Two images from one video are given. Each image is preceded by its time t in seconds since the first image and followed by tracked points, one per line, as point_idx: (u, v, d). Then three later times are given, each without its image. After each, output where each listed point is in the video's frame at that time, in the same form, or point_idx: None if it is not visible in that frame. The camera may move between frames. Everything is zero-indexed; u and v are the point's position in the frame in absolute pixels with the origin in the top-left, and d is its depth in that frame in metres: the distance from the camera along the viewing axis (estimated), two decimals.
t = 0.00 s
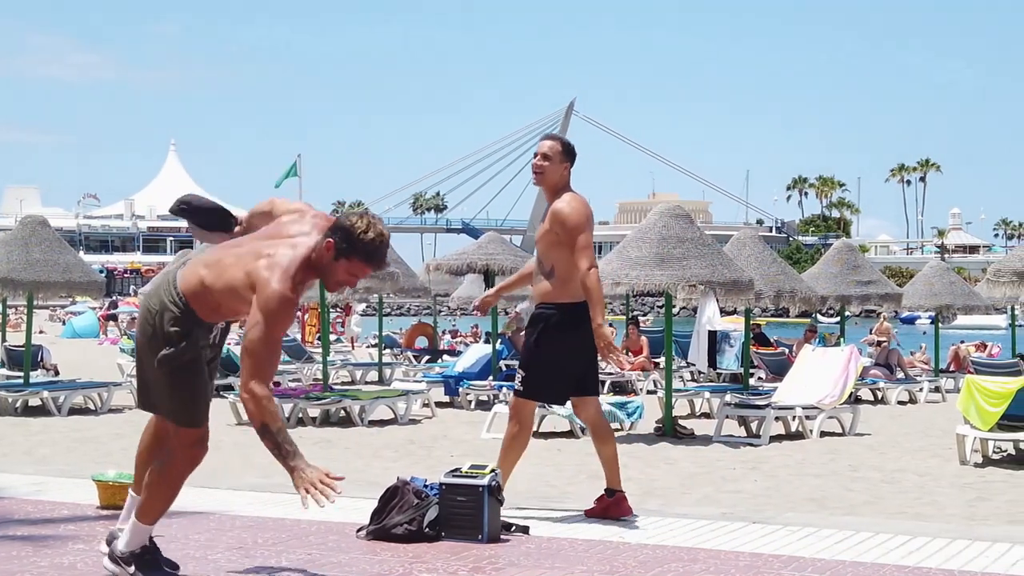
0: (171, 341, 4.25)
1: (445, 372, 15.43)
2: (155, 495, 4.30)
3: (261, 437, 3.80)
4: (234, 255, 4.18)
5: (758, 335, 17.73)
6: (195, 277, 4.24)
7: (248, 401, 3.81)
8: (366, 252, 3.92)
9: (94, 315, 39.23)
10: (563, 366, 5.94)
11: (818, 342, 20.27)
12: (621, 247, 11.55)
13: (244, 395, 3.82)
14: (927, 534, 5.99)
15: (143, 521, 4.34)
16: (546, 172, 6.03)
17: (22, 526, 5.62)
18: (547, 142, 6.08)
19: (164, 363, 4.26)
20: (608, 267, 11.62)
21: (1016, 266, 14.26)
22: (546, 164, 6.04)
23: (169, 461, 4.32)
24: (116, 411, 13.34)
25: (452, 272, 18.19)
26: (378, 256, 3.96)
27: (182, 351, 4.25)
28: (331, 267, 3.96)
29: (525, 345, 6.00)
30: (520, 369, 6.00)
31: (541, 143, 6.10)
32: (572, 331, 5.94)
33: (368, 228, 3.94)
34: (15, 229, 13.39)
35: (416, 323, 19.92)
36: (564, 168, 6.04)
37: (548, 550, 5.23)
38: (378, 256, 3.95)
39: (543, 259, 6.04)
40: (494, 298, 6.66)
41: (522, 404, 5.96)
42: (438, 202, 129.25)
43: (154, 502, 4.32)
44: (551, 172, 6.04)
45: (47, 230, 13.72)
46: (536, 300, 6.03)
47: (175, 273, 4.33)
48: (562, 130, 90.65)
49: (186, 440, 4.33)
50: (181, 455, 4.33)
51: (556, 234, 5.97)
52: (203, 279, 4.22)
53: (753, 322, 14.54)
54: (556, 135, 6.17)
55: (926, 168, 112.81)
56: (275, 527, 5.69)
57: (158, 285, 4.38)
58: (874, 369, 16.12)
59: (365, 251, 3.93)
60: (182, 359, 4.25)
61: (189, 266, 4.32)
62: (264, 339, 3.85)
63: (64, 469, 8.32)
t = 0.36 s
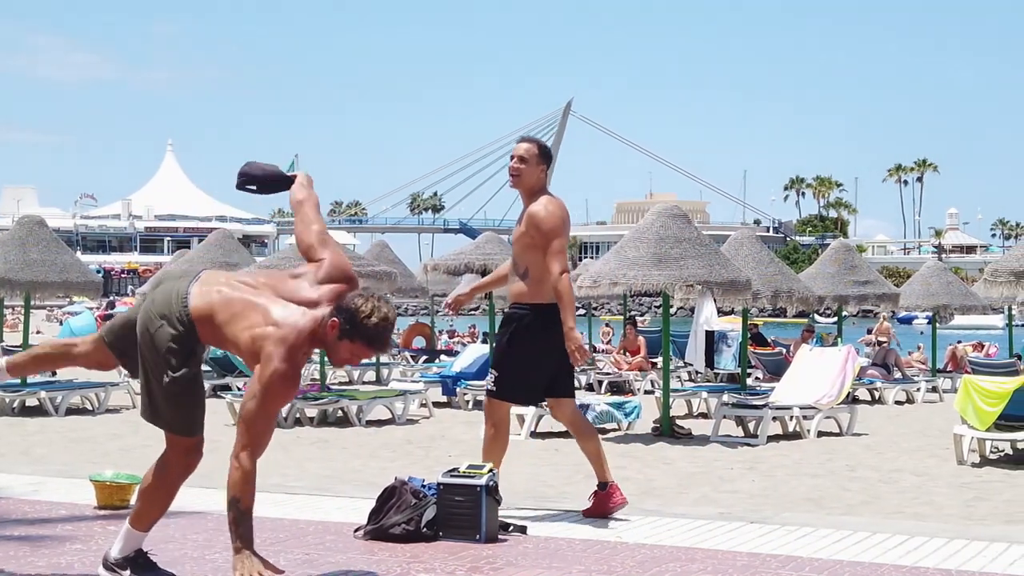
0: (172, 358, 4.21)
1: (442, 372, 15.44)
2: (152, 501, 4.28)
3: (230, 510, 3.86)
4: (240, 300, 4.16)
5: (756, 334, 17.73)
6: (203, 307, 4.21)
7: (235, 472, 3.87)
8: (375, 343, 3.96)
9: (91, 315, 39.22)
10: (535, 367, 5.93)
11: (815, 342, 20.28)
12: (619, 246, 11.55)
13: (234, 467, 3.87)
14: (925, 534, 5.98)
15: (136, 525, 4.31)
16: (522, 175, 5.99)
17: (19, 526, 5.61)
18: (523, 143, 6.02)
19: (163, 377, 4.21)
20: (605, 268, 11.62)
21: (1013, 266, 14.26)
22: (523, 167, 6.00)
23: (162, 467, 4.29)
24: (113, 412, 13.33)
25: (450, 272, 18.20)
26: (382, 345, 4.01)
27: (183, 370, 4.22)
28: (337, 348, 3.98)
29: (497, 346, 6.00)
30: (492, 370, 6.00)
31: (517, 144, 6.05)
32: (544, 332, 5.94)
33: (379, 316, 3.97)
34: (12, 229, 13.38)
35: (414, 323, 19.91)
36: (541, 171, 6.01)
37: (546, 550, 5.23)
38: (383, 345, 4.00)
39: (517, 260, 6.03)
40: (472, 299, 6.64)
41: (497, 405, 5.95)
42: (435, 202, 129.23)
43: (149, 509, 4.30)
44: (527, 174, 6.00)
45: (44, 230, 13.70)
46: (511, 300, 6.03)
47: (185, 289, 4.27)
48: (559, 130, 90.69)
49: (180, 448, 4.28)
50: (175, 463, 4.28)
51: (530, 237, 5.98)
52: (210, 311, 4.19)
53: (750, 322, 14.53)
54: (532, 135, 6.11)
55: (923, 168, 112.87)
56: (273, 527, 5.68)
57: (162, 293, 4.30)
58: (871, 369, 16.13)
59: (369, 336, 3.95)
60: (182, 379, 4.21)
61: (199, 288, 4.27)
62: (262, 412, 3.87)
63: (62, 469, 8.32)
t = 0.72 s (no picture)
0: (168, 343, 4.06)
1: (440, 372, 15.43)
2: (133, 477, 4.28)
3: (197, 542, 3.86)
4: (238, 321, 3.95)
5: (753, 334, 17.74)
6: (205, 309, 3.99)
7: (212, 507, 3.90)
8: (359, 426, 3.74)
9: (89, 315, 39.23)
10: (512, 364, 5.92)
11: (812, 342, 20.29)
12: (617, 246, 11.55)
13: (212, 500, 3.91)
14: (923, 534, 5.97)
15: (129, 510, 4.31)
16: (500, 173, 5.95)
17: (17, 526, 5.60)
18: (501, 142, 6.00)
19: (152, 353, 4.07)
20: (602, 267, 11.62)
21: (1010, 266, 14.25)
22: (501, 165, 5.96)
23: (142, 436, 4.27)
24: (111, 412, 13.33)
25: (447, 271, 18.20)
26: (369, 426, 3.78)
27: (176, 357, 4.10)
28: (319, 414, 3.75)
29: (475, 342, 5.99)
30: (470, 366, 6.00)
31: (496, 143, 6.02)
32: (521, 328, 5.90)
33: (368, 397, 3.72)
34: (10, 229, 13.37)
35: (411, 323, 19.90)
36: (519, 168, 5.96)
37: (544, 550, 5.22)
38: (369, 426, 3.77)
39: (492, 256, 6.04)
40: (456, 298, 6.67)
41: (477, 402, 5.97)
42: (433, 202, 129.29)
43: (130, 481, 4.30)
44: (505, 173, 5.96)
45: (41, 230, 13.69)
46: (487, 295, 6.02)
47: (195, 281, 4.00)
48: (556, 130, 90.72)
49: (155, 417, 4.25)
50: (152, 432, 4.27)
51: (505, 235, 5.94)
52: (209, 317, 3.99)
53: (748, 322, 14.52)
54: (509, 134, 6.09)
55: (921, 168, 112.97)
56: (271, 527, 5.67)
57: (171, 267, 4.03)
58: (868, 369, 16.15)
59: (354, 418, 3.73)
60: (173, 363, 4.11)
61: (208, 284, 4.01)
62: (247, 451, 3.87)
63: (59, 469, 8.32)
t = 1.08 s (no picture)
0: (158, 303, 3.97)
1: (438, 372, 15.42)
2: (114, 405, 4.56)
3: (181, 553, 3.88)
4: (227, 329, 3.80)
5: (752, 334, 17.74)
6: (199, 293, 3.83)
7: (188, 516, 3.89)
8: (306, 477, 3.86)
9: (88, 315, 39.20)
10: (495, 361, 5.88)
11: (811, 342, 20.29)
12: (616, 246, 11.55)
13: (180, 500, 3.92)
14: (922, 534, 5.97)
15: (101, 430, 4.64)
16: (481, 172, 5.94)
17: (16, 526, 5.60)
18: (482, 140, 6.01)
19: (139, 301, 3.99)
20: (601, 267, 11.62)
21: (1009, 266, 14.25)
22: (482, 163, 5.96)
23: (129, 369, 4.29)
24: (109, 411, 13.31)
25: (446, 272, 18.19)
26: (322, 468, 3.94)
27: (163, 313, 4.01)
28: (271, 447, 3.82)
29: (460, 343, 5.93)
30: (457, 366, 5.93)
31: (476, 141, 6.03)
32: (502, 325, 5.87)
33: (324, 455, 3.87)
34: (9, 229, 13.36)
35: (410, 323, 19.89)
36: (499, 166, 5.96)
37: (543, 550, 5.22)
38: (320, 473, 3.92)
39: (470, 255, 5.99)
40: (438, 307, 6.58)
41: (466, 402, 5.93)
42: (432, 202, 129.33)
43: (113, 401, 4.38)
44: (486, 171, 5.95)
45: (40, 230, 13.68)
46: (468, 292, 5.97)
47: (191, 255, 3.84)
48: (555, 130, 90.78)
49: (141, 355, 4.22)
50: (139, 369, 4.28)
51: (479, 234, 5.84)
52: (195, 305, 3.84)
53: (747, 322, 14.52)
54: (491, 133, 6.10)
55: (919, 168, 113.03)
56: (271, 527, 5.67)
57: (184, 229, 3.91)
58: (867, 369, 16.18)
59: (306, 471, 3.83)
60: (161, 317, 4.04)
61: (206, 266, 3.84)
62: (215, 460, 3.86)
63: (58, 469, 8.31)
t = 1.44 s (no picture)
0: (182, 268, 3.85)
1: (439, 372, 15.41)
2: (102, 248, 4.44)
3: (186, 557, 3.87)
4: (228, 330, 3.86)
5: (752, 334, 17.74)
6: (216, 291, 3.82)
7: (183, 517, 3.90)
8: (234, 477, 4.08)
9: (88, 315, 39.17)
10: (485, 359, 5.92)
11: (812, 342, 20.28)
12: (617, 246, 11.55)
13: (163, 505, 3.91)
14: (923, 534, 5.97)
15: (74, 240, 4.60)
16: (464, 169, 5.98)
17: (17, 527, 5.60)
18: (464, 137, 6.04)
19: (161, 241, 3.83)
20: (601, 266, 11.61)
21: (1009, 266, 14.25)
22: (465, 160, 6.00)
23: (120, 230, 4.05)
24: (109, 411, 13.30)
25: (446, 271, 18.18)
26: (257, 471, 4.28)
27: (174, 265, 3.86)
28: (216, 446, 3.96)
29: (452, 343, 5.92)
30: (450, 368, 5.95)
31: (459, 138, 6.06)
32: (491, 322, 5.91)
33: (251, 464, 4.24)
34: (10, 229, 13.35)
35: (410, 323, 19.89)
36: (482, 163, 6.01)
37: (544, 550, 5.22)
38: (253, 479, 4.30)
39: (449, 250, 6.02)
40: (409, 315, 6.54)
41: (463, 403, 5.92)
42: (432, 202, 129.32)
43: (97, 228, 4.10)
44: (469, 168, 5.99)
45: (41, 230, 13.67)
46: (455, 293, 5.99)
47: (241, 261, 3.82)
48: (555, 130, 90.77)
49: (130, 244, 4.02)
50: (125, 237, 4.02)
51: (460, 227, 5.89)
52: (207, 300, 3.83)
53: (748, 322, 14.52)
54: (473, 130, 6.13)
55: (919, 168, 113.01)
56: (272, 527, 5.67)
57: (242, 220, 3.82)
58: (868, 369, 16.16)
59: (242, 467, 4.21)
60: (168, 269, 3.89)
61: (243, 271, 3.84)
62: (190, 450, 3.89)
63: (58, 469, 8.30)
